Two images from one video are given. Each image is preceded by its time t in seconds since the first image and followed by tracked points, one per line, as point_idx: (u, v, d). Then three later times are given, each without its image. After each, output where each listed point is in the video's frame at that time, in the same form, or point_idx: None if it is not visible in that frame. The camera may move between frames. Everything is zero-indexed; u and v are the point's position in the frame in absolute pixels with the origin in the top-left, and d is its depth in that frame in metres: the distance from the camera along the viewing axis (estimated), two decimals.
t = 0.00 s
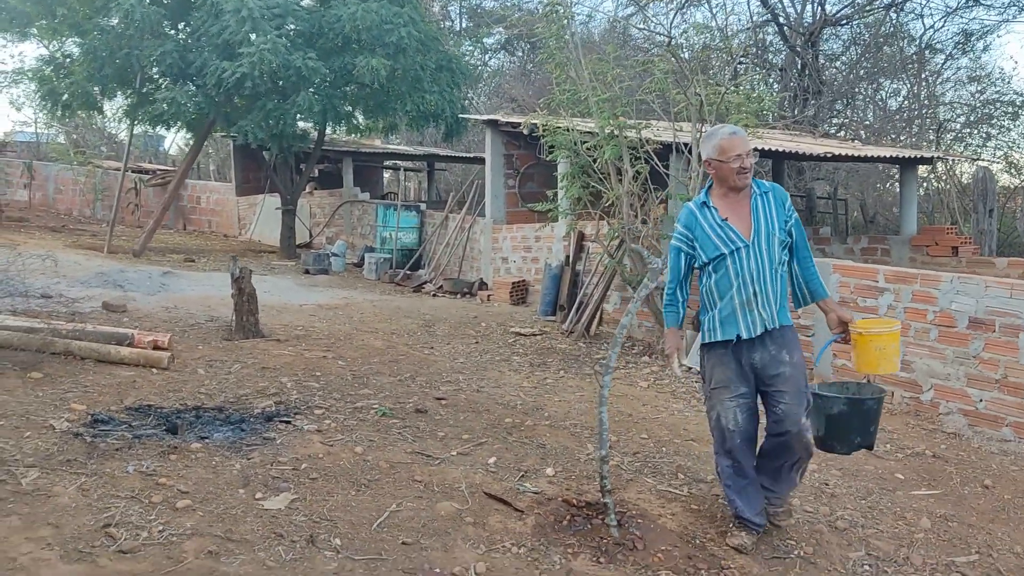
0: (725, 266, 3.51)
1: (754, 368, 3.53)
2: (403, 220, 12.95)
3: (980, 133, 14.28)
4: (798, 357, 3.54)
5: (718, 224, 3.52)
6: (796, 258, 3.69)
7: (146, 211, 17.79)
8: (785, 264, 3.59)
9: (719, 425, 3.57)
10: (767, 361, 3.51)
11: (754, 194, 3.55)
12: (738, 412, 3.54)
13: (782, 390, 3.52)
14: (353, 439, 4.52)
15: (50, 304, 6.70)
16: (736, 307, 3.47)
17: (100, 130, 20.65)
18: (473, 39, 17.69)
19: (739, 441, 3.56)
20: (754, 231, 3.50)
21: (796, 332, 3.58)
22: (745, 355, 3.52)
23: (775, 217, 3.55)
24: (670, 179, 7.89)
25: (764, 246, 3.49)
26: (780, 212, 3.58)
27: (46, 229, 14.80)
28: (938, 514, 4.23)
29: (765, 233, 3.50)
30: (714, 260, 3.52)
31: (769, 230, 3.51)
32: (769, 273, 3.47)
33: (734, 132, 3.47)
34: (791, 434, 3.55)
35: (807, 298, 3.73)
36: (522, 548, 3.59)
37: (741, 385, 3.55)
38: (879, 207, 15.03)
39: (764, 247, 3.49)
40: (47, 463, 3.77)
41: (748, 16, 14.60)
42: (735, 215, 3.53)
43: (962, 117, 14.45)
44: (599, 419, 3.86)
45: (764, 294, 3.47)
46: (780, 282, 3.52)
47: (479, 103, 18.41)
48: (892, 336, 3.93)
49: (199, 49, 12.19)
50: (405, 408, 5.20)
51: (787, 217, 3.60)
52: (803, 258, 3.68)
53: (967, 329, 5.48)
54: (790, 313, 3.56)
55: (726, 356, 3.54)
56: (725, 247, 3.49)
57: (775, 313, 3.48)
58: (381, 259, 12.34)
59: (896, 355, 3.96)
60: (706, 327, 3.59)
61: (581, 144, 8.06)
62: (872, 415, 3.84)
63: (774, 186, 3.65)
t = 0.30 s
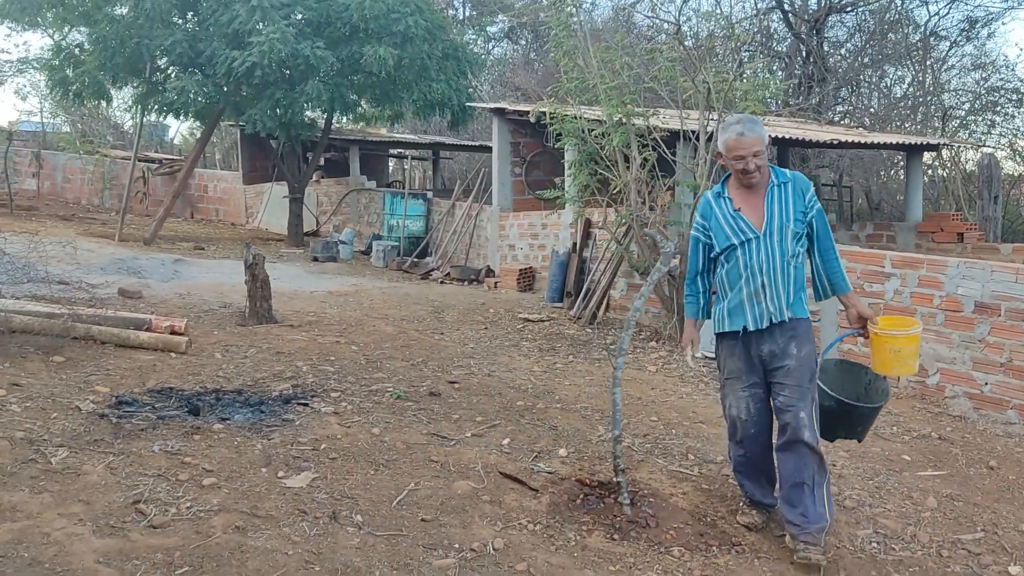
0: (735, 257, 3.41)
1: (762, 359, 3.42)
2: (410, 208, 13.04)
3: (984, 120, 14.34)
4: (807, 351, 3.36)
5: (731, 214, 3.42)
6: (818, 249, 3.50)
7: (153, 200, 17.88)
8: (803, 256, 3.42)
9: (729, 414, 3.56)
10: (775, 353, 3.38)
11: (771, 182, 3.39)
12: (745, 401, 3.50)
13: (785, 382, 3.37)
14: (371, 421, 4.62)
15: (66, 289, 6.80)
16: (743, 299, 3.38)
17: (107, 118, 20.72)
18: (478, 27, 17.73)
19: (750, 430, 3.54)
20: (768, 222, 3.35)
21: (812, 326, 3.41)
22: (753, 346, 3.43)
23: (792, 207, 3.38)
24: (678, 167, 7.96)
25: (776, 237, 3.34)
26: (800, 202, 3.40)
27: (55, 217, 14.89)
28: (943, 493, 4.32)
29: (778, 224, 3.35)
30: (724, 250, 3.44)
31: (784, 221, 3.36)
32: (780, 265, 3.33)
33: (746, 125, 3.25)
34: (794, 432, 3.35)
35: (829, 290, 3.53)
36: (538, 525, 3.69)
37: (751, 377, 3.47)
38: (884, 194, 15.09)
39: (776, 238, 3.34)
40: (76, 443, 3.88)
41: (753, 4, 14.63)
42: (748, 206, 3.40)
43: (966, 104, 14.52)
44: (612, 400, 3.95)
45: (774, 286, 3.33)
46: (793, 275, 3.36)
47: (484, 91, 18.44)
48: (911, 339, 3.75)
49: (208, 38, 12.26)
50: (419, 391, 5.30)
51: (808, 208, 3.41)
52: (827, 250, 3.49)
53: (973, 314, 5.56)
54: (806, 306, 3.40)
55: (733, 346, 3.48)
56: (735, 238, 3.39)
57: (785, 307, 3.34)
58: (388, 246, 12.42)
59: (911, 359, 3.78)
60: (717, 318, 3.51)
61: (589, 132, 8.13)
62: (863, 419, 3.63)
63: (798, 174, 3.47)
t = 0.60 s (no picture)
0: (750, 253, 3.31)
1: (773, 363, 3.36)
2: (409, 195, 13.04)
3: (984, 106, 14.33)
4: (819, 358, 3.27)
5: (748, 209, 3.31)
6: (841, 251, 3.35)
7: (152, 187, 17.86)
8: (823, 257, 3.28)
9: (738, 412, 3.54)
10: (787, 357, 3.31)
11: (794, 178, 3.26)
12: (753, 403, 3.46)
13: (793, 389, 3.31)
14: (373, 407, 4.65)
15: (67, 276, 6.81)
16: (755, 299, 3.29)
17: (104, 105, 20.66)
18: (477, 13, 17.67)
19: (755, 430, 3.51)
20: (786, 220, 3.23)
21: (829, 329, 3.29)
22: (764, 348, 3.36)
23: (813, 204, 3.24)
24: (678, 153, 7.95)
25: (793, 235, 3.22)
26: (822, 200, 3.26)
27: (55, 204, 14.88)
28: (941, 477, 4.36)
29: (796, 223, 3.22)
30: (740, 246, 3.34)
31: (802, 219, 3.22)
32: (794, 265, 3.21)
33: (761, 117, 3.15)
34: (799, 440, 3.30)
35: (847, 295, 3.39)
36: (539, 509, 3.72)
37: (760, 378, 3.42)
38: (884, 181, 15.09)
39: (793, 237, 3.22)
40: (80, 429, 3.91)
41: None
42: (768, 201, 3.28)
43: (966, 90, 14.51)
44: (614, 386, 3.96)
45: (787, 287, 3.23)
46: (810, 277, 3.24)
47: (483, 78, 18.41)
48: (920, 354, 3.39)
49: (207, 24, 12.23)
50: (421, 377, 5.33)
51: (831, 206, 3.27)
52: (850, 252, 3.34)
53: (971, 299, 5.58)
54: (823, 309, 3.28)
55: (744, 346, 3.42)
56: (751, 234, 3.29)
57: (798, 308, 3.24)
58: (388, 234, 12.43)
59: (920, 376, 3.41)
60: (730, 315, 3.43)
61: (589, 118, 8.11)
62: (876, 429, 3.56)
63: (825, 170, 3.31)
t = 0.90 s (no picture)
0: (755, 244, 3.24)
1: (776, 356, 3.24)
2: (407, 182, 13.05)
3: (981, 94, 14.35)
4: (826, 353, 3.18)
5: (756, 197, 3.23)
6: (855, 242, 3.24)
7: (148, 174, 17.83)
8: (833, 249, 3.18)
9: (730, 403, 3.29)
10: (793, 351, 3.20)
11: (804, 167, 3.16)
12: (751, 393, 3.24)
13: (799, 383, 3.20)
14: (373, 394, 4.68)
15: (66, 264, 6.82)
16: (759, 291, 3.22)
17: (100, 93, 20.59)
18: None
19: (749, 423, 3.26)
20: (792, 210, 3.15)
21: (837, 325, 3.19)
22: (768, 341, 3.24)
23: (822, 195, 3.14)
24: (675, 141, 7.96)
25: (799, 227, 3.14)
26: (833, 189, 3.15)
27: (51, 192, 14.85)
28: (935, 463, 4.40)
29: (803, 213, 3.13)
30: (746, 235, 3.27)
31: (810, 210, 3.14)
32: (800, 258, 3.13)
33: (766, 102, 3.08)
34: (804, 434, 3.23)
35: (861, 289, 3.27)
36: (538, 495, 3.75)
37: (762, 368, 3.25)
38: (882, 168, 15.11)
39: (799, 229, 3.13)
40: (82, 416, 3.94)
41: None
42: (776, 190, 3.20)
43: (963, 78, 14.49)
44: (613, 373, 3.98)
45: (792, 280, 3.15)
46: (816, 270, 3.14)
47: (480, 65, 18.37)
48: (939, 339, 3.19)
49: (204, 12, 12.20)
50: (420, 364, 5.37)
51: (842, 196, 3.16)
52: (865, 243, 3.21)
53: (966, 287, 5.62)
54: (832, 303, 3.18)
55: (746, 337, 3.28)
56: (757, 223, 3.22)
57: (803, 303, 3.15)
58: (386, 222, 12.44)
59: (945, 363, 3.22)
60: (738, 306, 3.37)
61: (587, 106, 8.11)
62: (914, 428, 3.27)
63: (838, 157, 3.20)
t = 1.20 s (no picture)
0: (749, 247, 3.08)
1: (776, 363, 3.10)
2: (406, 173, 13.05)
3: (979, 83, 14.35)
4: (823, 358, 3.09)
5: (750, 198, 3.07)
6: (851, 242, 3.11)
7: (146, 164, 17.80)
8: (830, 251, 3.05)
9: (736, 416, 3.12)
10: (793, 357, 3.07)
11: (798, 165, 3.01)
12: (759, 400, 3.08)
13: (799, 390, 3.10)
14: (373, 386, 4.70)
15: (65, 256, 6.82)
16: (755, 297, 3.06)
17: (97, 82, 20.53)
18: None
19: (758, 434, 3.06)
20: (788, 211, 3.00)
21: (834, 329, 3.07)
22: (767, 349, 3.09)
23: (818, 194, 3.00)
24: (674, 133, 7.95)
25: (796, 229, 2.99)
26: (829, 189, 3.02)
27: (49, 182, 14.82)
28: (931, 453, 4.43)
29: (799, 215, 2.99)
30: (739, 238, 3.11)
31: (806, 210, 2.99)
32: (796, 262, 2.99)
33: (759, 97, 2.94)
34: (804, 438, 3.19)
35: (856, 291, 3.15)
36: (537, 486, 3.78)
37: (765, 377, 3.10)
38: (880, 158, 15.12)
39: (796, 230, 2.99)
40: (83, 408, 3.95)
41: None
42: (770, 189, 3.05)
43: (962, 67, 14.50)
44: (612, 366, 3.98)
45: (789, 285, 3.00)
46: (814, 273, 3.01)
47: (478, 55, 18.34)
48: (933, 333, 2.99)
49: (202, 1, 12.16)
50: (419, 356, 5.38)
51: (839, 195, 3.02)
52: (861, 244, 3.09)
53: (963, 278, 5.64)
54: (829, 307, 3.05)
55: (743, 344, 3.13)
56: (751, 226, 3.05)
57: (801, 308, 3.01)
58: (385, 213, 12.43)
59: (943, 359, 3.00)
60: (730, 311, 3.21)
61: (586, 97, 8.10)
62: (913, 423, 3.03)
63: (833, 154, 3.06)
